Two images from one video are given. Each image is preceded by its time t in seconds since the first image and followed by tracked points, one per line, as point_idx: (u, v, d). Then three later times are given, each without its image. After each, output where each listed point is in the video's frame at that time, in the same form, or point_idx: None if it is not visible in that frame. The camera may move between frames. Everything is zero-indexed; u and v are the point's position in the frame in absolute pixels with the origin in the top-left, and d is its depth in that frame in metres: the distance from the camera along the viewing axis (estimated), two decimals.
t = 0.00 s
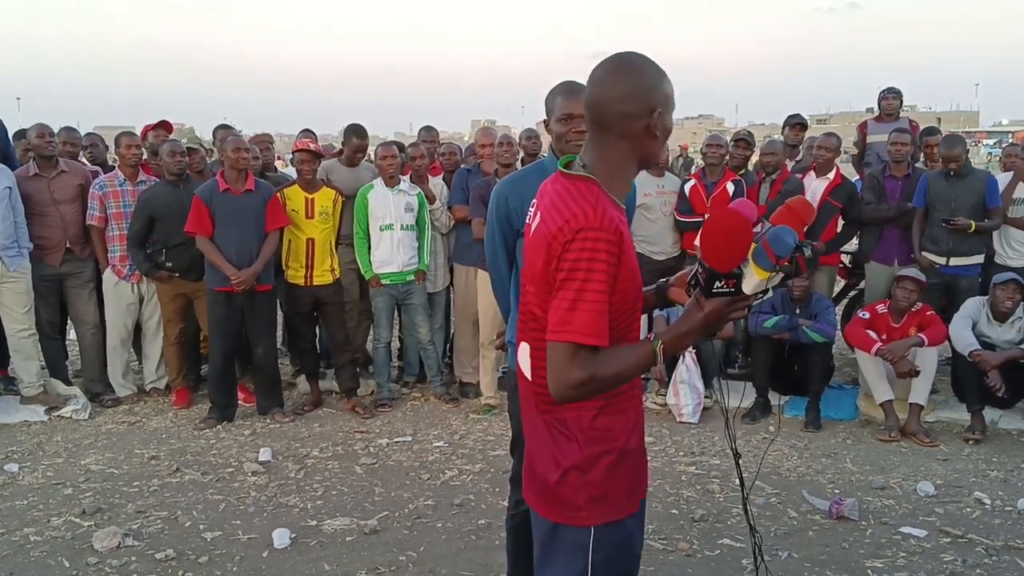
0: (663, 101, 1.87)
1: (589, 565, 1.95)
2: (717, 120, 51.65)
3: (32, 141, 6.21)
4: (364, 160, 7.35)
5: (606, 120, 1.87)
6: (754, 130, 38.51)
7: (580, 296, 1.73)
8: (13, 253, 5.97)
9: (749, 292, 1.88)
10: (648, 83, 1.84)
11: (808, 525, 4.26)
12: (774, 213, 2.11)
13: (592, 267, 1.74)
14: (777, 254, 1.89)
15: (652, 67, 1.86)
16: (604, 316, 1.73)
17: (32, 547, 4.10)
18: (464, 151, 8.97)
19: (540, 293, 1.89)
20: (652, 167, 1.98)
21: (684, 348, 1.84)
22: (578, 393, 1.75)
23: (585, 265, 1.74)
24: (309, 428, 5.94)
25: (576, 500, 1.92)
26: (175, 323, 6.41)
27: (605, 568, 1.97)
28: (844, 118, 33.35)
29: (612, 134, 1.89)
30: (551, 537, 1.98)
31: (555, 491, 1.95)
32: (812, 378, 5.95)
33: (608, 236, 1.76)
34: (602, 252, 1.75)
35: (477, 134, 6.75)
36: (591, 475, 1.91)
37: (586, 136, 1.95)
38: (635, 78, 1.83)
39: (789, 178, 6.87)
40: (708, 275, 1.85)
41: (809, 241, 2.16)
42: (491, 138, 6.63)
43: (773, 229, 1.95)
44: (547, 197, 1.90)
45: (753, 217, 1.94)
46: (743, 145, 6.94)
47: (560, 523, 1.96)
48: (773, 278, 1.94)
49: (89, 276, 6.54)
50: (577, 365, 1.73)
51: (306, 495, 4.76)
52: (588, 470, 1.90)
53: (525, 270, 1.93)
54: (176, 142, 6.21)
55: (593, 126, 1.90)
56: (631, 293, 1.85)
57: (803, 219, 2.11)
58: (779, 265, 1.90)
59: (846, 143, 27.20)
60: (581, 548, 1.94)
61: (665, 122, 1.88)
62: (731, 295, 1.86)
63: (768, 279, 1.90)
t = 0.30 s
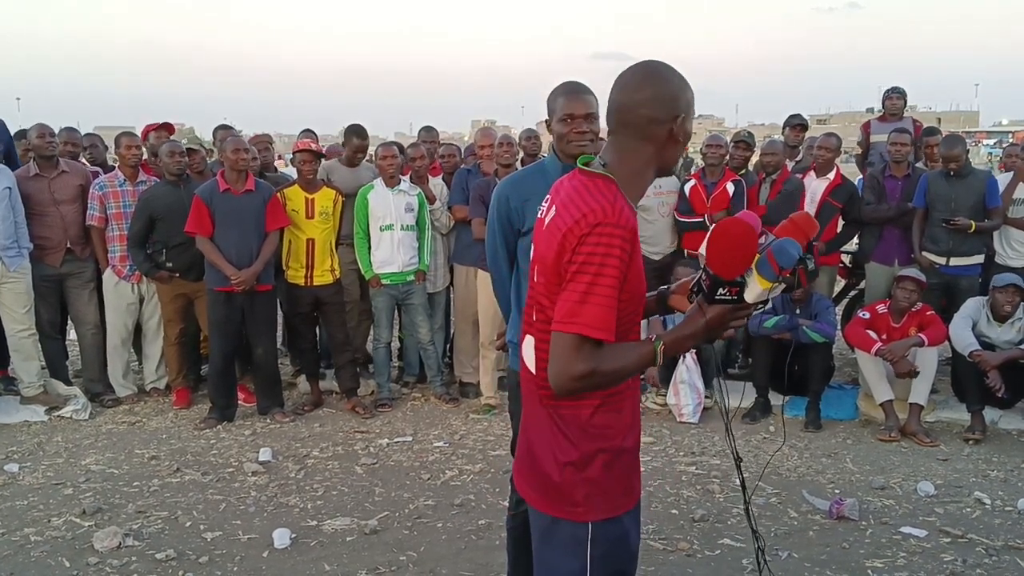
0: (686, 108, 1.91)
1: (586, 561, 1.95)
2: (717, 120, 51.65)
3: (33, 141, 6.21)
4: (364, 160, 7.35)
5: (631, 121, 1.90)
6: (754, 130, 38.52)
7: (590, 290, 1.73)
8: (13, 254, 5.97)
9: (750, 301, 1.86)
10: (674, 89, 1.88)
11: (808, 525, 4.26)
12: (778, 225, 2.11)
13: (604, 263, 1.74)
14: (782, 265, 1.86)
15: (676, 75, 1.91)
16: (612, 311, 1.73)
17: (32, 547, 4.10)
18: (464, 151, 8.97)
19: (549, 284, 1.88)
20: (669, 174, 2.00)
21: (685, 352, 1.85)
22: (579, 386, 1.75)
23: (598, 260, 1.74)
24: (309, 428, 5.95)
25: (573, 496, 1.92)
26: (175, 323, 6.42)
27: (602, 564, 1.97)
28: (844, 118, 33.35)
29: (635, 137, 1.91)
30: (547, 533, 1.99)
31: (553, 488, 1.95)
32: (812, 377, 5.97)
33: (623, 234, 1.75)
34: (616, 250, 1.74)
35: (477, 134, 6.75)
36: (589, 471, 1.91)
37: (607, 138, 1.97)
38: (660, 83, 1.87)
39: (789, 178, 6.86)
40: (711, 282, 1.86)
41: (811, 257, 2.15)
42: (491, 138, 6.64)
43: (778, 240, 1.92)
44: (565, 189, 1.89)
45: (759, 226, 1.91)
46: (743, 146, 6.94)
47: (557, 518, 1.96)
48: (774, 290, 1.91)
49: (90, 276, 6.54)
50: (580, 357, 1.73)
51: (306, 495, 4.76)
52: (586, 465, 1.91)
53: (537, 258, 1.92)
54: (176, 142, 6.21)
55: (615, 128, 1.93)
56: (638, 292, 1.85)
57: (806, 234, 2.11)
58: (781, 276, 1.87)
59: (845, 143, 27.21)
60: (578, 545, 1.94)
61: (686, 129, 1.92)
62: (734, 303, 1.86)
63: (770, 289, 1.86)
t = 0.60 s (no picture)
0: (607, 84, 1.90)
1: (610, 565, 1.95)
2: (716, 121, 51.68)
3: (33, 142, 6.21)
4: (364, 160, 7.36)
5: (566, 122, 1.89)
6: (754, 131, 38.54)
7: (582, 297, 1.73)
8: (13, 254, 5.97)
9: (755, 280, 1.87)
10: (587, 74, 1.87)
11: (807, 525, 4.27)
12: (774, 200, 2.11)
13: (590, 266, 1.74)
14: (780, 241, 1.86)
15: (583, 60, 1.90)
16: (609, 313, 1.73)
17: (32, 547, 4.11)
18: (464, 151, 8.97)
19: (544, 299, 1.89)
20: (627, 151, 1.99)
21: (695, 339, 1.86)
22: (592, 391, 1.75)
23: (582, 265, 1.74)
24: (309, 428, 5.95)
25: (595, 501, 1.92)
26: (175, 324, 6.42)
27: (624, 566, 1.97)
28: (844, 118, 33.37)
29: (579, 135, 1.90)
30: (570, 540, 1.98)
31: (574, 495, 1.94)
32: (812, 378, 5.95)
33: (602, 234, 1.76)
34: (599, 251, 1.74)
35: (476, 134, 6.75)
36: (610, 475, 1.91)
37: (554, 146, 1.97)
38: (573, 76, 1.86)
39: (789, 178, 6.87)
40: (712, 266, 1.85)
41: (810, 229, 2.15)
42: (491, 138, 6.65)
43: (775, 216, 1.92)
44: (538, 205, 1.90)
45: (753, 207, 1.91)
46: (743, 146, 6.94)
47: (579, 526, 1.95)
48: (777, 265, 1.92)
49: (90, 277, 6.54)
50: (588, 362, 1.73)
51: (306, 495, 4.77)
52: (606, 470, 1.90)
53: (526, 277, 1.93)
54: (176, 142, 6.21)
55: (558, 138, 1.92)
56: (634, 290, 1.85)
57: (804, 207, 2.10)
58: (781, 251, 1.87)
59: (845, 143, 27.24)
60: (601, 550, 1.94)
61: (617, 102, 1.91)
62: (737, 283, 1.87)
63: (772, 266, 1.87)
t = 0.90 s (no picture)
0: (585, 84, 1.91)
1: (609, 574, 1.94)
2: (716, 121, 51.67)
3: (32, 142, 6.21)
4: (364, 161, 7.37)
5: (541, 121, 1.89)
6: (754, 130, 38.55)
7: (559, 296, 1.72)
8: (13, 254, 5.97)
9: (740, 268, 1.86)
10: (563, 73, 1.88)
11: (807, 525, 4.27)
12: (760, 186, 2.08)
13: (565, 264, 1.73)
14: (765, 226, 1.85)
15: (560, 60, 1.91)
16: (588, 310, 1.72)
17: (32, 547, 4.11)
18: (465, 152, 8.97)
19: (528, 304, 1.88)
20: (606, 153, 1.98)
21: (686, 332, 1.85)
22: (581, 393, 1.75)
23: (557, 264, 1.73)
24: (309, 428, 5.95)
25: (592, 509, 1.91)
26: (175, 324, 6.42)
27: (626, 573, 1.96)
28: (844, 117, 33.37)
29: (555, 133, 1.90)
30: (570, 548, 1.98)
31: (570, 504, 1.94)
32: (812, 377, 5.96)
33: (575, 231, 1.75)
34: (572, 248, 1.73)
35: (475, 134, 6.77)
36: (605, 483, 1.90)
37: (532, 146, 1.97)
38: (549, 74, 1.87)
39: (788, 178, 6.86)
40: (697, 258, 1.86)
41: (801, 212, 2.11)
42: (490, 138, 6.67)
43: (757, 202, 1.90)
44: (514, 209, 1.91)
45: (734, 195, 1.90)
46: (743, 146, 6.94)
47: (578, 534, 1.95)
48: (764, 252, 1.90)
49: (90, 276, 6.54)
50: (575, 362, 1.73)
51: (306, 495, 4.77)
52: (601, 478, 1.90)
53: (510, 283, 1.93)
54: (175, 142, 6.21)
55: (534, 137, 1.92)
56: (616, 287, 1.84)
57: (789, 190, 2.06)
58: (766, 238, 1.85)
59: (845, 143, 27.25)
60: (602, 558, 1.93)
61: (594, 102, 1.91)
62: (724, 274, 1.87)
63: (758, 253, 1.85)
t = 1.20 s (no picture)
0: (619, 90, 1.88)
1: None
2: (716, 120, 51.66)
3: (32, 141, 6.21)
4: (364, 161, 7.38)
5: (561, 111, 1.88)
6: (754, 130, 38.54)
7: (541, 288, 1.71)
8: (13, 254, 5.97)
9: (733, 279, 1.90)
10: (600, 71, 1.85)
11: (806, 525, 4.27)
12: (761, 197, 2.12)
13: (549, 256, 1.72)
14: (756, 236, 1.92)
15: (604, 59, 1.88)
16: (569, 306, 1.70)
17: (32, 547, 4.11)
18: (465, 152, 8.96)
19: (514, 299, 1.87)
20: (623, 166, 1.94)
21: (670, 340, 1.84)
22: (556, 393, 1.71)
23: (541, 255, 1.73)
24: (308, 429, 5.95)
25: (572, 519, 1.91)
26: (175, 324, 6.42)
27: None
28: (845, 117, 33.35)
29: (572, 128, 1.88)
30: (552, 558, 1.98)
31: (551, 513, 1.93)
32: (812, 377, 5.95)
33: (563, 225, 1.75)
34: (558, 241, 1.73)
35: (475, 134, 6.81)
36: (586, 493, 1.89)
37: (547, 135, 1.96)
38: (586, 69, 1.85)
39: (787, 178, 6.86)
40: (687, 265, 1.89)
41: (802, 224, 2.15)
42: (490, 138, 6.78)
43: (752, 212, 1.97)
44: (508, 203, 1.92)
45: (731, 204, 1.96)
46: (742, 147, 6.93)
47: (558, 544, 1.94)
48: (756, 262, 1.97)
49: (89, 276, 6.54)
50: (552, 362, 1.70)
51: (305, 495, 4.76)
52: (582, 488, 1.89)
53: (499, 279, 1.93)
54: (175, 142, 6.21)
55: (553, 125, 1.91)
56: (602, 287, 1.82)
57: (789, 202, 2.09)
58: (758, 248, 1.93)
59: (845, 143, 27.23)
60: (583, 568, 1.93)
61: (623, 111, 1.87)
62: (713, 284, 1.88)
63: (751, 263, 1.92)
